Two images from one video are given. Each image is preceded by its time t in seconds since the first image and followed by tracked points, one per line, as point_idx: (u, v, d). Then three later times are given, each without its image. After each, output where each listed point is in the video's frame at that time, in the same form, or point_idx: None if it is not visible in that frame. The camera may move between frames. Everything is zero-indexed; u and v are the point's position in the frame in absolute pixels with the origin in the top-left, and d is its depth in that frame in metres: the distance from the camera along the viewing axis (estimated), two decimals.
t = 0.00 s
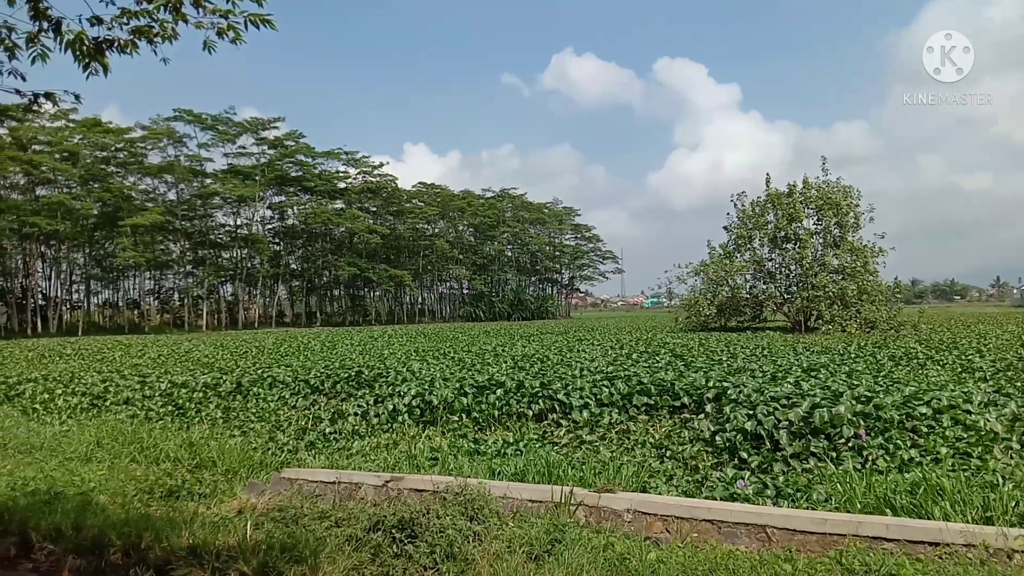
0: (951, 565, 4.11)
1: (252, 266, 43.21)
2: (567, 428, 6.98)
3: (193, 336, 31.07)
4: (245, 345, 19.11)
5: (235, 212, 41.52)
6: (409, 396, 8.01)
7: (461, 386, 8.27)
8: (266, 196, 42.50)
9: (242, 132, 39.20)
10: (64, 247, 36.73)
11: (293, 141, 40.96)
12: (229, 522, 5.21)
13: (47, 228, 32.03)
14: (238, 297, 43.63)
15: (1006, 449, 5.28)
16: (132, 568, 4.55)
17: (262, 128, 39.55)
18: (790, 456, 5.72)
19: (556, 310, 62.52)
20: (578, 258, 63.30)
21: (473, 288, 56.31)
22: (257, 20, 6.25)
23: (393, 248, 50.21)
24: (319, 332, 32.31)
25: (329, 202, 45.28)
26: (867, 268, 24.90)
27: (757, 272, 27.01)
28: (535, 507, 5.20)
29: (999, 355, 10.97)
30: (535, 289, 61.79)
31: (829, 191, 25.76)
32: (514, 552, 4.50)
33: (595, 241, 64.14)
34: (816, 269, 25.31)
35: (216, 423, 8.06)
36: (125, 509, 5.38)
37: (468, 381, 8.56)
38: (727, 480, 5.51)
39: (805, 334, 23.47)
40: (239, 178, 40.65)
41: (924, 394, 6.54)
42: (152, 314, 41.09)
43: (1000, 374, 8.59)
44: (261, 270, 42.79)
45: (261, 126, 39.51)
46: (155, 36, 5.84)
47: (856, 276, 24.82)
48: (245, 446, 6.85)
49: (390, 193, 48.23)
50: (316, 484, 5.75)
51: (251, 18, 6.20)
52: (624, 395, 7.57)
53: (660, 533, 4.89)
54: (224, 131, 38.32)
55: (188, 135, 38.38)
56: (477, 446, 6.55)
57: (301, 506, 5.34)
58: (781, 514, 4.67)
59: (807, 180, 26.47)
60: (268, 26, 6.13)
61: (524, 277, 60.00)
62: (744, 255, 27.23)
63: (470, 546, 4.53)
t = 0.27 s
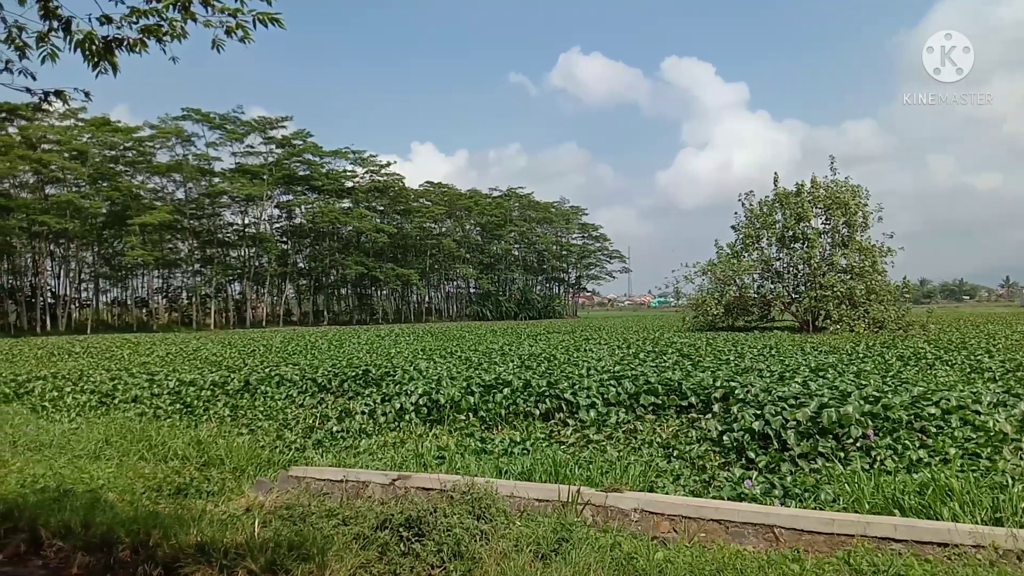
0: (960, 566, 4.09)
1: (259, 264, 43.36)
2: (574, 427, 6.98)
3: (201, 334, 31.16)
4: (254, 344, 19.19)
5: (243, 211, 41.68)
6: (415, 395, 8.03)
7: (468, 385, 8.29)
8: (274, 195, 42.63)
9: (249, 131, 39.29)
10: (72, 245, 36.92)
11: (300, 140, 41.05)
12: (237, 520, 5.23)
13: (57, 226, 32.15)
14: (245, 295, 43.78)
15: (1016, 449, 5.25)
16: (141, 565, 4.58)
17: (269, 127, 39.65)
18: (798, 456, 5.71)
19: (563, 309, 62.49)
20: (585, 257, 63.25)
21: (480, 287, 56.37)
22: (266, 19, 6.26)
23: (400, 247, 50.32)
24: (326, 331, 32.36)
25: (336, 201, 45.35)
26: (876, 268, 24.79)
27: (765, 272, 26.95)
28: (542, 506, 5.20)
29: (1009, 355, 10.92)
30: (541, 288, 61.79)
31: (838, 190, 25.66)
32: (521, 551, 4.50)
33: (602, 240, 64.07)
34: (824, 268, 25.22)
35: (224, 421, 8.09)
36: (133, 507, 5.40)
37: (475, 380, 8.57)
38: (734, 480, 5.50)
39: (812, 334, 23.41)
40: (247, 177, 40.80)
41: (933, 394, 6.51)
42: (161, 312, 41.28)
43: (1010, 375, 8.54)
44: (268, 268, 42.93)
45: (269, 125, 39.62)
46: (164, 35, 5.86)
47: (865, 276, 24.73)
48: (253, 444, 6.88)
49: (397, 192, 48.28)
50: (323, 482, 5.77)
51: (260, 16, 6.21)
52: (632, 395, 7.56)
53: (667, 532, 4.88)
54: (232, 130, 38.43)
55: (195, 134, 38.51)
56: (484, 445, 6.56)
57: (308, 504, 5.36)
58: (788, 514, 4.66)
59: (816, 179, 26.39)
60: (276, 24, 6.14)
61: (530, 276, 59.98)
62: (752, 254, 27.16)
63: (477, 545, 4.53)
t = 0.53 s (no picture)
0: (965, 565, 4.08)
1: (265, 263, 43.45)
2: (578, 426, 6.99)
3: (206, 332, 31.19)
4: (258, 342, 19.24)
5: (249, 210, 41.79)
6: (420, 393, 8.05)
7: (472, 383, 8.30)
8: (279, 194, 42.71)
9: (255, 129, 39.36)
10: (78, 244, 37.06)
11: (306, 139, 41.10)
12: (242, 517, 5.24)
13: (63, 225, 32.24)
14: (251, 294, 43.87)
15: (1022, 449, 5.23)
16: (147, 562, 4.60)
17: (275, 125, 39.71)
18: (803, 455, 5.70)
19: (568, 308, 62.52)
20: (590, 255, 63.24)
21: (485, 286, 56.40)
22: (271, 18, 6.26)
23: (405, 246, 50.41)
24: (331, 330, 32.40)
25: (341, 200, 45.40)
26: (881, 267, 24.73)
27: (770, 270, 26.92)
28: (547, 505, 5.20)
29: (1014, 355, 10.89)
30: (546, 287, 61.79)
31: (843, 189, 25.60)
32: (526, 549, 4.50)
33: (607, 239, 64.03)
34: (829, 267, 25.18)
35: (229, 419, 8.12)
36: (139, 504, 5.42)
37: (480, 378, 8.58)
38: (739, 479, 5.50)
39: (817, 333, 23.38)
40: (252, 176, 40.89)
41: (938, 394, 6.49)
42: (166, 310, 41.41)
43: (1016, 374, 8.52)
44: (273, 267, 43.02)
45: (274, 124, 39.68)
46: (169, 34, 5.87)
47: (870, 275, 24.66)
48: (257, 442, 6.89)
49: (401, 191, 48.30)
50: (328, 480, 5.79)
51: (265, 16, 6.21)
52: (636, 393, 7.56)
53: (672, 531, 4.88)
54: (237, 129, 38.49)
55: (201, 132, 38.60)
56: (488, 443, 6.57)
57: (313, 501, 5.37)
58: (793, 514, 4.65)
59: (821, 178, 26.33)
60: (282, 23, 6.14)
61: (535, 275, 59.99)
62: (757, 253, 27.11)
63: (482, 544, 4.53)
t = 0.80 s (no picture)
0: (977, 565, 4.05)
1: (274, 261, 43.52)
2: (587, 424, 6.99)
3: (215, 330, 31.26)
4: (268, 340, 19.32)
5: (258, 208, 41.96)
6: (429, 391, 8.07)
7: (481, 381, 8.31)
8: (288, 192, 42.84)
9: (264, 128, 39.47)
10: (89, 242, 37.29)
11: (314, 137, 41.17)
12: (252, 515, 5.27)
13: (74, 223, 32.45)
14: (260, 292, 44.01)
15: None
16: (158, 559, 4.63)
17: (284, 124, 39.81)
18: (813, 454, 5.69)
19: (576, 306, 62.47)
20: (599, 253, 63.16)
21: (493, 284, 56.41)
22: (280, 17, 6.27)
23: (413, 244, 50.47)
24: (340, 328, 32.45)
25: (350, 198, 45.47)
26: (892, 265, 24.58)
27: (780, 269, 26.82)
28: (556, 503, 5.21)
29: None
30: (555, 285, 61.75)
31: (854, 187, 25.46)
32: (536, 548, 4.50)
33: (616, 237, 63.92)
34: (840, 265, 25.05)
35: (239, 416, 8.16)
36: (149, 501, 5.45)
37: (488, 376, 8.60)
38: (749, 477, 5.49)
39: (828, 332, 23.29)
40: (261, 174, 41.04)
41: (950, 393, 6.45)
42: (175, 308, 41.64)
43: None
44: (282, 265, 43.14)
45: (283, 122, 39.77)
46: (179, 33, 5.89)
47: (881, 273, 24.53)
48: (267, 439, 6.92)
49: (410, 189, 48.32)
50: (338, 478, 5.82)
51: (275, 15, 6.22)
52: (645, 392, 7.55)
53: (682, 530, 4.87)
54: (246, 127, 38.61)
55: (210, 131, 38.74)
56: (497, 441, 6.58)
57: (322, 499, 5.39)
58: (804, 513, 4.64)
59: (832, 176, 26.20)
60: (291, 22, 6.15)
61: (543, 273, 59.94)
62: (767, 251, 27.02)
63: (492, 542, 4.54)
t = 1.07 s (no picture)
0: (990, 566, 4.03)
1: (284, 259, 43.46)
2: (596, 423, 6.98)
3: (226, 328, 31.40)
4: (278, 338, 19.42)
5: (268, 207, 42.15)
6: (438, 389, 8.08)
7: (490, 380, 8.33)
8: (298, 191, 43.00)
9: (274, 127, 39.60)
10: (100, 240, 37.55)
11: (325, 136, 41.27)
12: (262, 512, 5.29)
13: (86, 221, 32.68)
14: (270, 290, 44.12)
15: None
16: (169, 556, 4.66)
17: (294, 123, 39.92)
18: (824, 454, 5.67)
19: (586, 305, 62.44)
20: (608, 252, 63.12)
21: (502, 282, 56.45)
22: (291, 16, 6.29)
23: (422, 243, 50.56)
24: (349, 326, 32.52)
25: (359, 197, 45.57)
26: (903, 264, 24.44)
27: (791, 268, 26.73)
28: (566, 502, 5.21)
29: None
30: (564, 283, 61.74)
31: (865, 185, 25.33)
32: (545, 546, 4.50)
33: (625, 235, 63.84)
34: (851, 264, 24.94)
35: (249, 414, 8.20)
36: (160, 498, 5.49)
37: (497, 375, 8.61)
38: (759, 477, 5.47)
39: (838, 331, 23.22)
40: (271, 173, 41.21)
41: (962, 392, 6.41)
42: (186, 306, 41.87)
43: None
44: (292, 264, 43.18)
45: (293, 121, 39.89)
46: (190, 32, 5.92)
47: (892, 272, 24.40)
48: (277, 437, 6.95)
49: (419, 187, 48.37)
50: (347, 475, 5.84)
51: (285, 14, 6.24)
52: (655, 391, 7.54)
53: (691, 529, 4.87)
54: (257, 126, 38.76)
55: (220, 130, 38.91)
56: (506, 440, 6.58)
57: (332, 496, 5.42)
58: (814, 512, 4.62)
59: (843, 174, 26.08)
60: (301, 21, 6.16)
61: (553, 272, 59.90)
62: (777, 250, 26.95)
63: (501, 540, 4.54)
